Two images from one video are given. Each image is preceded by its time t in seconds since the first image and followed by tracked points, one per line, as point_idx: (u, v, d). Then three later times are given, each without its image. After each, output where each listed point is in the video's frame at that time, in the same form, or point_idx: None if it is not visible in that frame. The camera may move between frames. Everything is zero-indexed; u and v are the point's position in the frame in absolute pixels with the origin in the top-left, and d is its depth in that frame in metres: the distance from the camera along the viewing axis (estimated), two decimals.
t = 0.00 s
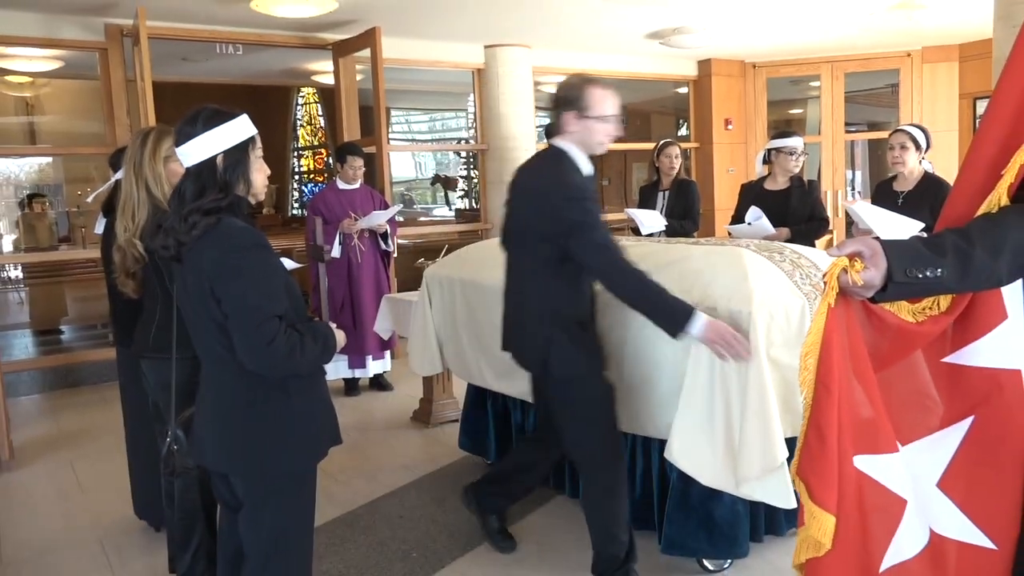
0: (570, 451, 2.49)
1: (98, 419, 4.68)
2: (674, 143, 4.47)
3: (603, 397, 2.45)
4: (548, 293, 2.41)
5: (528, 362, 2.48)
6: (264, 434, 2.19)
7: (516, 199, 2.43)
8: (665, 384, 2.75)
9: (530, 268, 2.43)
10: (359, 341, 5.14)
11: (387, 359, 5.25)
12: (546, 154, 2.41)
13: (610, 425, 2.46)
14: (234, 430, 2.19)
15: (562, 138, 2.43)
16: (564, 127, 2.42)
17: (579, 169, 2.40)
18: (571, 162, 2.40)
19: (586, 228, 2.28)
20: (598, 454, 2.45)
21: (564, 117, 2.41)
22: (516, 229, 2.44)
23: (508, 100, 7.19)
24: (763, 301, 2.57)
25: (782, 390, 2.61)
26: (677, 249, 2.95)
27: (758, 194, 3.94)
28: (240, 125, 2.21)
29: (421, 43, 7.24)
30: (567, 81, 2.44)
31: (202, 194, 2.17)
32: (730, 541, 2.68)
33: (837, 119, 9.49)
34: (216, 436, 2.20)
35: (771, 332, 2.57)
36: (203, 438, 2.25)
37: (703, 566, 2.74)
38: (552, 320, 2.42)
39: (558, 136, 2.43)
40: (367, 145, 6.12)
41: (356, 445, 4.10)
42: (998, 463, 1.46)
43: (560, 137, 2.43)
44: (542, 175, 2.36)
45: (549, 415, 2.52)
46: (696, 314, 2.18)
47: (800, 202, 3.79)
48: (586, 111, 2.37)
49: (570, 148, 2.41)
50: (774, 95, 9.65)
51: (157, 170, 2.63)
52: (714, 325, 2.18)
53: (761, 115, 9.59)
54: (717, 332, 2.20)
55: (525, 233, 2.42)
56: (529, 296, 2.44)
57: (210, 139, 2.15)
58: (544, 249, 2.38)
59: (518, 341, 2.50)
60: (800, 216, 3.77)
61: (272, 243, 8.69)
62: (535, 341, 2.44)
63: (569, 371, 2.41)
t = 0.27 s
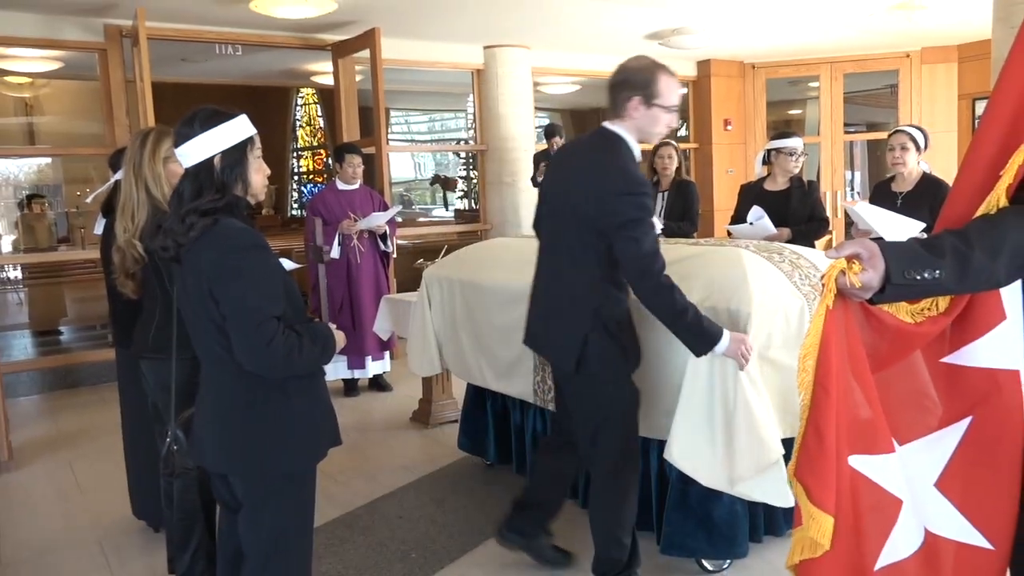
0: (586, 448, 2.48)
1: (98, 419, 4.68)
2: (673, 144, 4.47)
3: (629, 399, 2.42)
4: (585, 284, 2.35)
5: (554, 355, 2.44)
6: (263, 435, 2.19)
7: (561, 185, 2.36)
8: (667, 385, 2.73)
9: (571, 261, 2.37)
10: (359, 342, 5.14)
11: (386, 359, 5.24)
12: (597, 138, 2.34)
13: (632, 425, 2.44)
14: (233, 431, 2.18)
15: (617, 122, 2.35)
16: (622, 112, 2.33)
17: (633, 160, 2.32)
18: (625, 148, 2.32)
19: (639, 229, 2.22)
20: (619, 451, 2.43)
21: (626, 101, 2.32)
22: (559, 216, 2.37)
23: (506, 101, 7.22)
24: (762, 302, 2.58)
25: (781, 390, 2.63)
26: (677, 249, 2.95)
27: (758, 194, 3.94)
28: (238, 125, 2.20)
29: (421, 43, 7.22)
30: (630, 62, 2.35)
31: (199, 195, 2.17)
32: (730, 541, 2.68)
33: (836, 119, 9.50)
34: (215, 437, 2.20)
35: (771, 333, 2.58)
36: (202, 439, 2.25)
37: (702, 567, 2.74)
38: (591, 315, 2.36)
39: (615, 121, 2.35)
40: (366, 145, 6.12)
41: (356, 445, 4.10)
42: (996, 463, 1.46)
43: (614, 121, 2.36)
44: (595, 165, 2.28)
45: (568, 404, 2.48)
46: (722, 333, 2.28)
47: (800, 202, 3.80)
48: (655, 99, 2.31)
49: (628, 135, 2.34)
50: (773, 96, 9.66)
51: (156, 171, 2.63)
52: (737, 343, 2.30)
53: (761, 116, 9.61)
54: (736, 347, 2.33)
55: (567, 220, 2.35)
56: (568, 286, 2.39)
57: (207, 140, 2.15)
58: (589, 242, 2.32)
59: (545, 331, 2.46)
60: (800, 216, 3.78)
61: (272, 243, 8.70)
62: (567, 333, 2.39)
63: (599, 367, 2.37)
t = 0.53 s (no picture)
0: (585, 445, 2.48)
1: (86, 419, 4.65)
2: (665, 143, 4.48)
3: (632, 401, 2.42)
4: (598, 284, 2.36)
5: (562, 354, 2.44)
6: (252, 435, 2.18)
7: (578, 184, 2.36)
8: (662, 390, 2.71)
9: (584, 259, 2.38)
10: (349, 342, 5.13)
11: (377, 359, 5.23)
12: (616, 134, 2.34)
13: (633, 427, 2.44)
14: (220, 431, 2.17)
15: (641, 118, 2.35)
16: (646, 109, 2.33)
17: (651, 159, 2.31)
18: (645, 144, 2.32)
19: (646, 229, 2.21)
20: (616, 451, 2.43)
21: (652, 98, 2.31)
22: (576, 213, 2.37)
23: (497, 100, 7.21)
24: (747, 302, 2.58)
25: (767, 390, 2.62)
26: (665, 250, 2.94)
27: (750, 193, 3.94)
28: (227, 123, 2.19)
29: (410, 43, 7.21)
30: (656, 57, 2.34)
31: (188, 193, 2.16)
32: (718, 539, 2.68)
33: (824, 120, 9.54)
34: (203, 437, 2.19)
35: (756, 332, 2.58)
36: (191, 439, 2.24)
37: (691, 565, 2.74)
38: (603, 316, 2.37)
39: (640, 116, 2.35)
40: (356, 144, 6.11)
41: (347, 444, 4.09)
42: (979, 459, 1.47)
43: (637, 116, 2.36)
44: (611, 163, 2.28)
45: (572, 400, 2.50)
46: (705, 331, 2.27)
47: (791, 199, 3.82)
48: (682, 97, 2.30)
49: (650, 133, 2.34)
50: (762, 96, 9.69)
51: (145, 169, 2.62)
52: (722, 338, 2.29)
53: (750, 117, 9.65)
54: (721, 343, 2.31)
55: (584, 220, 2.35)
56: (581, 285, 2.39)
57: (196, 139, 2.14)
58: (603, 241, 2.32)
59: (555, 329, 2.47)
60: (790, 215, 3.79)
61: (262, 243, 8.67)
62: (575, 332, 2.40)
63: (605, 367, 2.37)
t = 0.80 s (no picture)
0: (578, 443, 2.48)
1: (74, 420, 4.63)
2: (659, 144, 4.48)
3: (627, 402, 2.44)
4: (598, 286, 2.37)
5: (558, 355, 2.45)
6: (241, 435, 2.17)
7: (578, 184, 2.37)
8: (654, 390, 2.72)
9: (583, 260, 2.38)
10: (339, 341, 5.12)
11: (367, 358, 5.23)
12: (615, 134, 2.35)
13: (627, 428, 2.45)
14: (208, 431, 2.17)
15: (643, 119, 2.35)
16: (649, 109, 2.33)
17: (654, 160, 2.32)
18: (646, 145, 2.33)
19: (655, 232, 2.22)
20: (609, 452, 2.43)
21: (655, 98, 2.31)
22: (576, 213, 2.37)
23: (486, 99, 7.31)
24: (739, 303, 2.59)
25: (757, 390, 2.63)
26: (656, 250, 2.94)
27: (740, 194, 3.95)
28: (216, 122, 2.18)
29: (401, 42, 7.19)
30: (655, 57, 2.34)
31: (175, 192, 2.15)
32: (709, 538, 2.69)
33: (813, 120, 9.58)
34: (191, 437, 2.18)
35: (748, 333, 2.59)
36: (179, 439, 2.23)
37: (681, 563, 2.75)
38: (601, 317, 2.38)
39: (642, 117, 2.35)
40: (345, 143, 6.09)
41: (338, 444, 4.08)
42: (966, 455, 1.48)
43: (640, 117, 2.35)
44: (614, 164, 2.29)
45: (566, 401, 2.51)
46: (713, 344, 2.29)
47: (779, 201, 3.83)
48: (686, 98, 2.31)
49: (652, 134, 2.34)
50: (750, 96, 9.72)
51: (132, 168, 2.60)
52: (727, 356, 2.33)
53: (738, 116, 9.69)
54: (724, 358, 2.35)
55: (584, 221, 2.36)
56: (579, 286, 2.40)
57: (184, 138, 2.12)
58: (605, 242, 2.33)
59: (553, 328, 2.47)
60: (779, 215, 3.82)
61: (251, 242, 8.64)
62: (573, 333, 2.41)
63: (601, 369, 2.39)
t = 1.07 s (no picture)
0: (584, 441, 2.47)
1: (80, 417, 4.64)
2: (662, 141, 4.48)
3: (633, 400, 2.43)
4: (606, 283, 2.36)
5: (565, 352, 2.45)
6: (246, 433, 2.17)
7: (587, 180, 2.36)
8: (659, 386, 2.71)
9: (589, 257, 2.38)
10: (343, 339, 5.13)
11: (371, 356, 5.24)
12: (624, 132, 2.35)
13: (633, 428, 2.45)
14: (213, 429, 2.17)
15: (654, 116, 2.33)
16: (664, 106, 2.31)
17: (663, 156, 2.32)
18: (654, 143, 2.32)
19: (667, 228, 2.22)
20: (615, 451, 2.44)
21: (672, 96, 2.29)
22: (585, 209, 2.37)
23: (491, 96, 7.30)
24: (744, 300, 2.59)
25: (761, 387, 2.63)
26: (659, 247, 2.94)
27: (744, 190, 3.94)
28: (218, 120, 2.18)
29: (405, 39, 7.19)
30: (659, 53, 2.32)
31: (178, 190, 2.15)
32: (713, 535, 2.68)
33: (818, 116, 9.57)
34: (196, 435, 2.19)
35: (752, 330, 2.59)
36: (185, 437, 2.24)
37: (686, 561, 2.75)
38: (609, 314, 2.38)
39: (654, 114, 2.32)
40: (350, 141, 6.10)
41: (342, 441, 4.09)
42: (973, 451, 1.49)
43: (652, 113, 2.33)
44: (626, 160, 2.28)
45: (571, 399, 2.51)
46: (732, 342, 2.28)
47: (783, 199, 3.82)
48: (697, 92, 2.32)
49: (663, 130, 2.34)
50: (756, 92, 9.71)
51: (136, 166, 2.60)
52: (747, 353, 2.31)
53: (744, 113, 9.67)
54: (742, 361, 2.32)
55: (592, 217, 2.36)
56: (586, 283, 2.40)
57: (187, 136, 2.13)
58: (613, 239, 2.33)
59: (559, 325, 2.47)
60: (783, 212, 3.81)
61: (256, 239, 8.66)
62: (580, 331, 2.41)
63: (612, 368, 2.39)
